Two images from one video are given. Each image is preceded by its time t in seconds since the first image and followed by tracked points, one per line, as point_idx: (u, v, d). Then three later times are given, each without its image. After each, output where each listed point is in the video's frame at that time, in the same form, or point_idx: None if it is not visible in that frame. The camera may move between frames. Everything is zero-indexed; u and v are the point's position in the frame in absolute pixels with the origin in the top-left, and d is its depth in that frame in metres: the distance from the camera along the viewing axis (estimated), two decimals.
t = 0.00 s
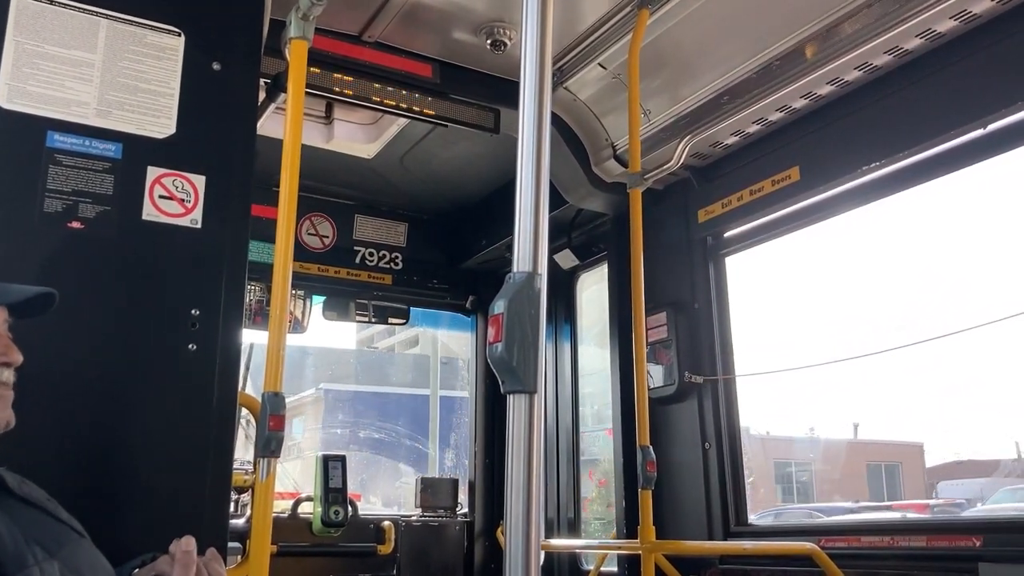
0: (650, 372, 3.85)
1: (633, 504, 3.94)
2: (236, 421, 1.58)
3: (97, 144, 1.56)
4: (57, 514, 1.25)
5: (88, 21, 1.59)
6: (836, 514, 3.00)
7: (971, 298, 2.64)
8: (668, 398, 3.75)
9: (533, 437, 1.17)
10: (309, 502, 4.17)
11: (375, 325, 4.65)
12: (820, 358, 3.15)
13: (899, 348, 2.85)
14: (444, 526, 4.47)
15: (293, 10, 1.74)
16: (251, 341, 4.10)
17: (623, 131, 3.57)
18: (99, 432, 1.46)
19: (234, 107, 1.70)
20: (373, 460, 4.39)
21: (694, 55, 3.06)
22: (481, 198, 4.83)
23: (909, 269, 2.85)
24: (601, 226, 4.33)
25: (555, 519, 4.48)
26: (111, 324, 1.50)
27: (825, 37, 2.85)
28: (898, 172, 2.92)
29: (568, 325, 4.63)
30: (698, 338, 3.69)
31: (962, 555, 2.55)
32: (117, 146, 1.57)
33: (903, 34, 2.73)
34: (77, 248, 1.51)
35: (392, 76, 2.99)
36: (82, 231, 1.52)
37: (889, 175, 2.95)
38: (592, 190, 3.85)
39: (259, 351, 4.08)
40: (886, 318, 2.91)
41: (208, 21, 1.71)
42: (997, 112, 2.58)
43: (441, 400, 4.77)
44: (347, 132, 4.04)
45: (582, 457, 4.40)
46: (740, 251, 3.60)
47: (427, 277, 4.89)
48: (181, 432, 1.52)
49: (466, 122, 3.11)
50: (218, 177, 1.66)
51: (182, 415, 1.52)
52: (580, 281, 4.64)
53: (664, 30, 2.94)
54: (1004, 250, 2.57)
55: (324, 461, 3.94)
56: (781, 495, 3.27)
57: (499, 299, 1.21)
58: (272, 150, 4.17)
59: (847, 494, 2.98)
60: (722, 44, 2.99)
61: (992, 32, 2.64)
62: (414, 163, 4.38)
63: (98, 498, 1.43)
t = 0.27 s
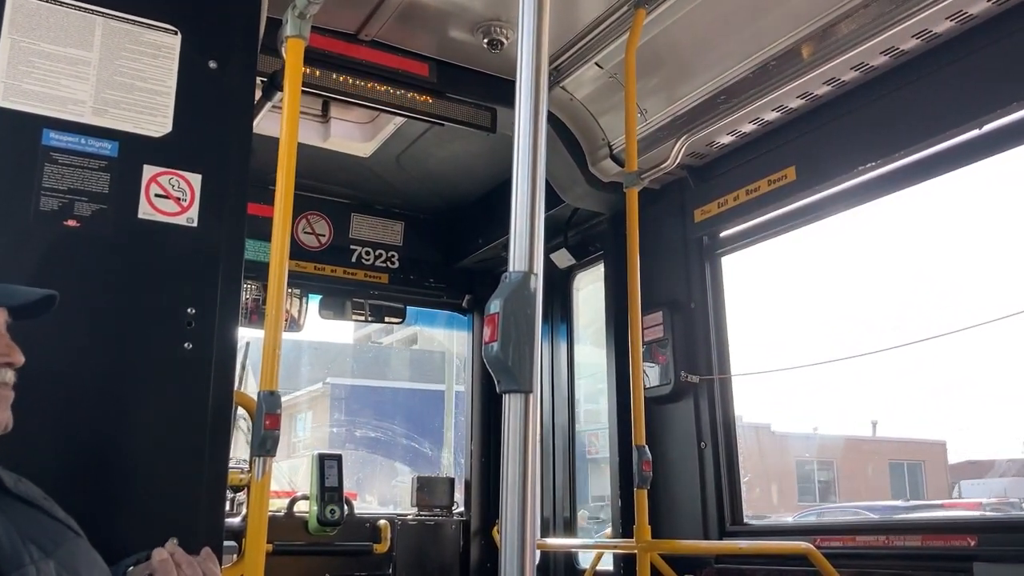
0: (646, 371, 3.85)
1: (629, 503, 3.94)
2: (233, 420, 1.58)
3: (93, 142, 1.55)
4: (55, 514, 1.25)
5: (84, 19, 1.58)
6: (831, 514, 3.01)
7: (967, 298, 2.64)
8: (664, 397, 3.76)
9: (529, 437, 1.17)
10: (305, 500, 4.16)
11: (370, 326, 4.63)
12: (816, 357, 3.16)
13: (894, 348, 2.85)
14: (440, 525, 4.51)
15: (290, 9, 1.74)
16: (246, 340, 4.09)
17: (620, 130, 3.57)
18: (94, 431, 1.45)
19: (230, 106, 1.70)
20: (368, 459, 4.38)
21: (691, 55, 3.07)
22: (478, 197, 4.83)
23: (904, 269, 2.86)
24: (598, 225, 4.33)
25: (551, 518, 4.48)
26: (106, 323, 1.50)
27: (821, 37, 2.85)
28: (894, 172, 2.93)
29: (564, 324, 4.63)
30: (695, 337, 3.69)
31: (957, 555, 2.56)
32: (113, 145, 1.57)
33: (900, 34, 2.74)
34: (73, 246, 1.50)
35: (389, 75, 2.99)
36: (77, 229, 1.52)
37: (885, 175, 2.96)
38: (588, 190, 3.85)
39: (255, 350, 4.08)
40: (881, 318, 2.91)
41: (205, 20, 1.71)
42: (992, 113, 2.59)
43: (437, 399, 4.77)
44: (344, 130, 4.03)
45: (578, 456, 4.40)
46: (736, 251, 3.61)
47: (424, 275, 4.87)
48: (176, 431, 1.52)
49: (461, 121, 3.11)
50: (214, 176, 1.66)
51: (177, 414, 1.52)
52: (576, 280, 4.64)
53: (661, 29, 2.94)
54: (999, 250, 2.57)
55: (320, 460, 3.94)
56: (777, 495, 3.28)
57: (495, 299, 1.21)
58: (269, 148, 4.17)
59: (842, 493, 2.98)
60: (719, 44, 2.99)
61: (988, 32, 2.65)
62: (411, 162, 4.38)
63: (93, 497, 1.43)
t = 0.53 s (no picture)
0: (643, 371, 3.85)
1: (626, 502, 3.94)
2: (230, 420, 1.58)
3: (90, 141, 1.55)
4: (50, 513, 1.24)
5: (81, 18, 1.58)
6: (828, 513, 3.01)
7: (964, 298, 2.65)
8: (661, 397, 3.76)
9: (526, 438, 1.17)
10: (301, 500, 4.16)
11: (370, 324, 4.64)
12: (813, 357, 3.16)
13: (892, 348, 2.86)
14: (436, 524, 4.47)
15: (287, 8, 1.74)
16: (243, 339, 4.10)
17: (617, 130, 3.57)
18: (91, 430, 1.45)
19: (228, 105, 1.70)
20: (366, 459, 4.41)
21: (688, 55, 3.07)
22: (475, 197, 4.83)
23: (901, 269, 2.87)
24: (596, 225, 4.33)
25: (549, 517, 4.48)
26: (103, 322, 1.50)
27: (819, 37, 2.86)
28: (891, 172, 2.93)
29: (561, 324, 4.63)
30: (692, 337, 3.69)
31: (954, 554, 2.56)
32: (110, 144, 1.57)
33: (897, 34, 2.74)
34: (70, 245, 1.50)
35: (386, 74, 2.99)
36: (74, 228, 1.51)
37: (882, 175, 2.96)
38: (586, 190, 3.85)
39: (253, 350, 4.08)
40: (879, 318, 2.92)
41: (202, 19, 1.70)
42: (989, 113, 2.59)
43: (434, 398, 4.78)
44: (342, 129, 4.02)
45: (575, 456, 4.40)
46: (734, 251, 3.61)
47: (421, 276, 4.88)
48: (173, 430, 1.51)
49: (458, 121, 3.11)
50: (212, 175, 1.66)
51: (174, 413, 1.52)
52: (574, 280, 4.64)
53: (659, 29, 2.94)
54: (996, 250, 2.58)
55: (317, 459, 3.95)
56: (774, 494, 3.28)
57: (493, 299, 1.21)
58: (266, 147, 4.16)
59: (839, 493, 2.99)
60: (717, 44, 2.99)
61: (985, 32, 2.65)
62: (408, 161, 4.38)
63: (89, 496, 1.43)
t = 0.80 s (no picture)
0: (642, 370, 3.86)
1: (625, 501, 3.94)
2: (229, 419, 1.58)
3: (89, 140, 1.55)
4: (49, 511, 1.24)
5: (80, 16, 1.58)
6: (827, 512, 3.02)
7: (963, 297, 2.66)
8: (660, 395, 3.76)
9: (525, 437, 1.17)
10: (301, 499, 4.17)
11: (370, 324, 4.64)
12: (813, 356, 3.16)
13: (891, 347, 2.86)
14: (435, 524, 4.49)
15: (286, 7, 1.74)
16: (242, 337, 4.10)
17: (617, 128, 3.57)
18: (90, 429, 1.45)
19: (227, 103, 1.70)
20: (365, 458, 4.42)
21: (687, 54, 3.07)
22: (474, 195, 4.83)
23: (900, 268, 2.87)
24: (595, 224, 4.33)
25: (548, 516, 4.48)
26: (102, 321, 1.50)
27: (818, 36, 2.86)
28: (890, 171, 2.93)
29: (560, 322, 4.63)
30: (692, 336, 3.70)
31: (953, 552, 2.57)
32: (109, 142, 1.57)
33: (896, 33, 2.75)
34: (69, 244, 1.50)
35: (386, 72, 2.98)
36: (73, 227, 1.51)
37: (881, 174, 2.96)
38: (585, 189, 3.85)
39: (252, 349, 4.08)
40: (878, 316, 2.92)
41: (201, 17, 1.70)
42: (988, 112, 2.59)
43: (433, 397, 4.78)
44: (341, 128, 4.01)
45: (574, 454, 4.41)
46: (733, 250, 3.62)
47: (420, 274, 4.89)
48: (173, 429, 1.51)
49: (458, 119, 3.11)
50: (211, 174, 1.65)
51: (173, 412, 1.52)
52: (573, 278, 4.64)
53: (658, 28, 2.94)
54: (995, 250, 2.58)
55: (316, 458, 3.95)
56: (773, 492, 3.29)
57: (492, 298, 1.21)
58: (265, 146, 4.16)
59: (838, 491, 2.99)
60: (717, 43, 2.99)
61: (985, 31, 2.66)
62: (407, 160, 4.38)
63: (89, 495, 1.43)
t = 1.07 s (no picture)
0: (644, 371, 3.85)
1: (627, 502, 3.94)
2: (230, 419, 1.57)
3: (91, 140, 1.55)
4: (50, 511, 1.24)
5: (83, 16, 1.58)
6: (829, 513, 3.02)
7: (964, 298, 2.65)
8: (662, 396, 3.76)
9: (528, 439, 1.17)
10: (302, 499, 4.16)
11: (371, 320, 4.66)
12: (814, 357, 3.16)
13: (893, 349, 2.86)
14: (435, 524, 4.47)
15: (289, 7, 1.74)
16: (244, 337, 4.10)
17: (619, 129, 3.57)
18: (92, 429, 1.45)
19: (229, 103, 1.70)
20: (365, 458, 4.41)
21: (689, 55, 3.07)
22: (476, 196, 4.83)
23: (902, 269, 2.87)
24: (596, 224, 4.33)
25: (549, 516, 4.48)
26: (104, 321, 1.50)
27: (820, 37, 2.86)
28: (892, 172, 2.93)
29: (561, 322, 4.63)
30: (693, 336, 3.69)
31: (955, 553, 2.56)
32: (111, 142, 1.57)
33: (899, 34, 2.75)
34: (71, 243, 1.50)
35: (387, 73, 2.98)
36: (75, 227, 1.51)
37: (883, 175, 2.96)
38: (586, 189, 3.85)
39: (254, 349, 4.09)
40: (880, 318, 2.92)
41: (204, 17, 1.70)
42: (990, 114, 2.59)
43: (435, 397, 4.78)
44: (342, 128, 4.01)
45: (575, 455, 4.41)
46: (735, 251, 3.61)
47: (421, 274, 4.88)
48: (174, 430, 1.51)
49: (459, 120, 3.11)
50: (213, 174, 1.65)
51: (175, 413, 1.52)
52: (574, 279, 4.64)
53: (660, 29, 2.94)
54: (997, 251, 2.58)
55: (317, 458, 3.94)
56: (774, 493, 3.29)
57: (495, 300, 1.21)
58: (267, 146, 4.16)
59: (840, 492, 2.99)
60: (719, 44, 2.99)
61: (987, 32, 2.65)
62: (409, 160, 4.38)
63: (90, 495, 1.43)
